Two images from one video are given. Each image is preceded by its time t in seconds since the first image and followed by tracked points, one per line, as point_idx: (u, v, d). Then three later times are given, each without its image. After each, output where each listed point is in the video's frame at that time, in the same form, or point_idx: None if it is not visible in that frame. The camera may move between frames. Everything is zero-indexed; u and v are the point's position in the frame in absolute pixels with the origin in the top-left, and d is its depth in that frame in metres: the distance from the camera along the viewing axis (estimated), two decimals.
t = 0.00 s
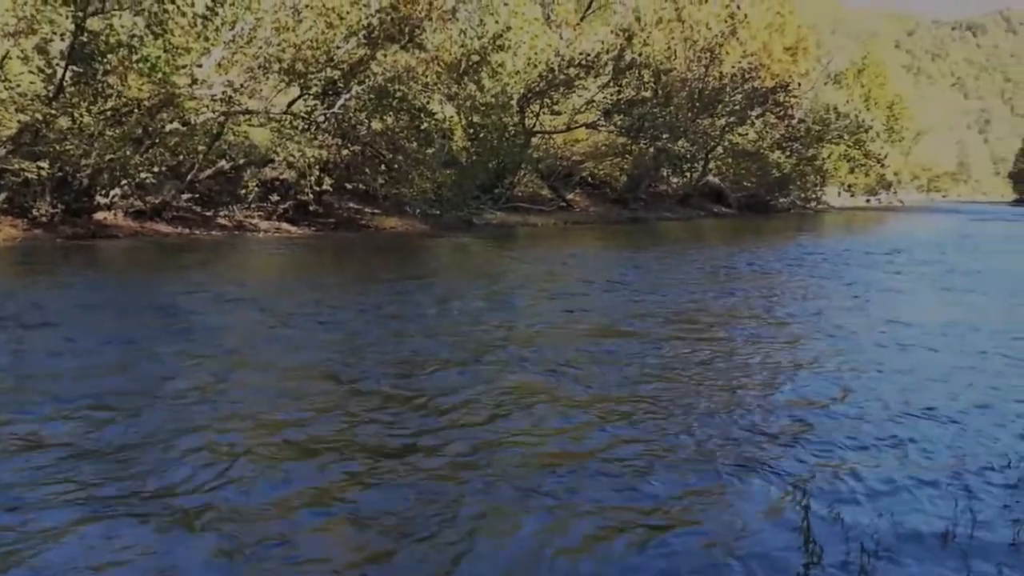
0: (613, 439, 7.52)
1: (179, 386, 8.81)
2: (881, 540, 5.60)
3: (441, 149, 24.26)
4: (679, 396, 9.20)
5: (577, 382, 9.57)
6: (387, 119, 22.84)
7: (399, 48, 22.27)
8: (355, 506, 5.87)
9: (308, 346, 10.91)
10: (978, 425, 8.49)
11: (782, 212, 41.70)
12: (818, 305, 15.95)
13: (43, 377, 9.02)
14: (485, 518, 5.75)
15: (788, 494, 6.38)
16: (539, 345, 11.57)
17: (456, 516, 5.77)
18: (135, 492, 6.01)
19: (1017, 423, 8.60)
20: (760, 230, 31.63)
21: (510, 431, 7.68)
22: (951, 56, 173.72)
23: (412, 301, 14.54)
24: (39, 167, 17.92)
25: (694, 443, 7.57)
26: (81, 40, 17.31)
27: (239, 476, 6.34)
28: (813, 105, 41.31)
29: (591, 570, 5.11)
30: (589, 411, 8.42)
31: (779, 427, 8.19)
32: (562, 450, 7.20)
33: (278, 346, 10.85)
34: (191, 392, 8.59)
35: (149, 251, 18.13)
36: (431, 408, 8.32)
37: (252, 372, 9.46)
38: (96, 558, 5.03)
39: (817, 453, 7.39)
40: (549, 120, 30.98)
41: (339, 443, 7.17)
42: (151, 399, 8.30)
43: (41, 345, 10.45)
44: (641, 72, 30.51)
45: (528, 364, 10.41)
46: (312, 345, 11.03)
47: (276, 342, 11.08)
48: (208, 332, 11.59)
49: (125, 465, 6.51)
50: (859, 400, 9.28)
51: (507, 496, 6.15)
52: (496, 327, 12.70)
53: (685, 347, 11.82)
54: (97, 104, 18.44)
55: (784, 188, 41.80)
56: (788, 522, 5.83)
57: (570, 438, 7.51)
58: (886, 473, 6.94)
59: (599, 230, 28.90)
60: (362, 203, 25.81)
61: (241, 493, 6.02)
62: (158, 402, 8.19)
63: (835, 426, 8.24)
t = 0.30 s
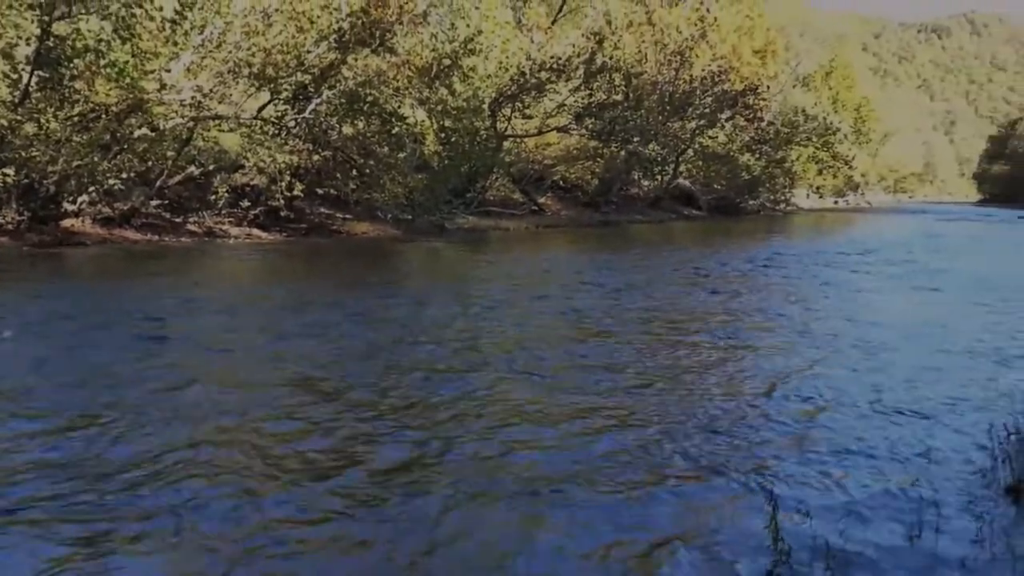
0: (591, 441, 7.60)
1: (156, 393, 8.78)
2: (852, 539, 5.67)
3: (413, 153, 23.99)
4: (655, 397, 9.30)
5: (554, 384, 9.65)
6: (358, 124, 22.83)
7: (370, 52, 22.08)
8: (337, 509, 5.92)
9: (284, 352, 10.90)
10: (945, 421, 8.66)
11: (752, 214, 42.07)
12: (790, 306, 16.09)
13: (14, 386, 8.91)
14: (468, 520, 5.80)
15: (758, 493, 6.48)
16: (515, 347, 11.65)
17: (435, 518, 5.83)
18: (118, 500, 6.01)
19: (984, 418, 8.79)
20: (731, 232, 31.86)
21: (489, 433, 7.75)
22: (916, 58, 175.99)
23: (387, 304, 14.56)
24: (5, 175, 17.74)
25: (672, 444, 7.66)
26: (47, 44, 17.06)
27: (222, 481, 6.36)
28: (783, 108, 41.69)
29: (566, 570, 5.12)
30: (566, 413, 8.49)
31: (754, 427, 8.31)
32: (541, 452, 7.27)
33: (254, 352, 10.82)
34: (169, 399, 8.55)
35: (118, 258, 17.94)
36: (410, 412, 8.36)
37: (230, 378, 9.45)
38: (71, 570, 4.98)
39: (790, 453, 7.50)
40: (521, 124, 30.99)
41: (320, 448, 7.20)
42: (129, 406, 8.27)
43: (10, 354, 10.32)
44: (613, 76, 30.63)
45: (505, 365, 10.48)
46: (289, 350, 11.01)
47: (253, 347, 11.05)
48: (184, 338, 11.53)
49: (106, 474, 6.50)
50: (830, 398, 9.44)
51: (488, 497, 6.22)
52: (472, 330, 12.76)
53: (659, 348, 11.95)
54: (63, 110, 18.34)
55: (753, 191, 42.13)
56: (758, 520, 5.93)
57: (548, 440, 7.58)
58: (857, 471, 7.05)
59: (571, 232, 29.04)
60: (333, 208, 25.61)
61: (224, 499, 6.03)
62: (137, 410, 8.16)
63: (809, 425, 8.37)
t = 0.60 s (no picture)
0: (573, 447, 7.57)
1: (134, 403, 8.66)
2: (826, 538, 5.71)
3: (388, 159, 24.03)
4: (636, 400, 9.29)
5: (535, 389, 9.62)
6: (333, 130, 22.79)
7: (345, 58, 22.08)
8: (321, 518, 5.89)
9: (264, 359, 10.80)
10: (922, 420, 8.69)
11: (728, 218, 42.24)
12: (767, 307, 16.20)
13: None
14: (449, 530, 5.75)
15: (739, 496, 6.47)
16: (495, 352, 11.63)
17: (418, 526, 5.80)
18: (96, 512, 5.90)
19: (961, 417, 8.83)
20: (707, 235, 31.99)
21: (470, 440, 7.70)
22: (888, 63, 177.88)
23: (367, 311, 14.49)
24: None
25: (653, 449, 7.64)
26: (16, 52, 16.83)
27: (201, 494, 6.27)
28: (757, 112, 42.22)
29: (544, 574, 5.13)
30: (548, 419, 8.45)
31: (735, 429, 8.31)
32: (523, 459, 7.23)
33: (233, 360, 10.71)
34: (147, 409, 8.44)
35: (93, 266, 17.84)
36: (391, 420, 8.30)
37: (209, 387, 9.34)
38: None
39: (769, 455, 7.51)
40: (497, 127, 31.01)
41: (300, 458, 7.12)
42: (107, 416, 8.15)
43: None
44: (587, 81, 30.88)
45: (486, 371, 10.44)
46: (268, 357, 10.95)
47: (231, 356, 10.95)
48: (161, 347, 11.40)
49: (82, 487, 6.38)
50: (810, 399, 9.46)
51: (470, 506, 6.17)
52: (452, 336, 12.71)
53: (640, 351, 11.95)
54: (34, 116, 18.16)
55: (730, 195, 42.31)
56: (739, 523, 5.92)
57: (530, 447, 7.54)
58: (835, 472, 7.06)
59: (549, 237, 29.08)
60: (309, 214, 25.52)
61: (204, 511, 5.94)
62: (114, 419, 8.04)
63: (788, 427, 8.38)
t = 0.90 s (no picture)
0: (551, 452, 7.63)
1: (113, 411, 8.64)
2: (805, 542, 5.74)
3: (368, 166, 24.21)
4: (614, 404, 9.35)
5: (514, 394, 9.66)
6: (312, 136, 22.55)
7: (324, 64, 21.86)
8: (305, 526, 5.89)
9: (243, 367, 10.79)
10: (900, 421, 8.80)
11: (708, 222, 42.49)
12: (746, 311, 16.31)
13: None
14: (426, 537, 5.78)
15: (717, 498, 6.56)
16: (477, 357, 11.67)
17: (401, 533, 5.83)
18: (74, 523, 5.90)
19: (937, 419, 8.94)
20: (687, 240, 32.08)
21: (450, 446, 7.74)
22: (865, 67, 179.47)
23: (346, 318, 14.51)
24: None
25: (631, 453, 7.70)
26: None
27: (180, 501, 6.28)
28: (736, 117, 42.46)
29: None
30: (526, 423, 8.51)
31: (711, 432, 8.39)
32: (503, 463, 7.28)
33: (212, 367, 10.71)
34: (126, 417, 8.43)
35: (71, 275, 17.75)
36: (369, 427, 8.33)
37: (188, 394, 9.35)
38: None
39: (746, 458, 7.60)
40: (476, 134, 30.94)
41: (280, 465, 7.14)
42: (85, 424, 8.13)
43: None
44: (566, 88, 30.93)
45: (464, 377, 10.48)
46: (250, 364, 10.94)
47: (211, 363, 10.94)
48: (140, 355, 11.36)
49: (60, 495, 6.37)
50: (787, 402, 9.56)
51: (450, 511, 6.22)
52: (432, 342, 12.73)
53: (619, 355, 12.03)
54: (11, 125, 17.84)
55: (709, 200, 42.54)
56: (717, 525, 6.01)
57: (508, 452, 7.60)
58: (814, 473, 7.17)
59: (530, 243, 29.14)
60: (289, 221, 25.43)
61: (183, 519, 5.96)
62: (93, 428, 8.03)
63: (766, 428, 8.51)
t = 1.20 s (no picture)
0: (534, 458, 7.60)
1: (92, 421, 8.55)
2: (783, 547, 5.74)
3: (348, 173, 24.07)
4: (598, 410, 9.34)
5: (497, 400, 9.64)
6: (292, 143, 22.52)
7: (303, 72, 21.90)
8: (285, 535, 5.85)
9: (224, 375, 10.71)
10: (881, 425, 8.85)
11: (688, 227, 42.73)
12: (728, 316, 16.37)
13: None
14: (405, 544, 5.75)
15: (696, 503, 6.56)
16: (459, 364, 11.64)
17: (381, 542, 5.79)
18: (51, 534, 5.83)
19: (916, 422, 9.00)
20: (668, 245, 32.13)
21: (432, 452, 7.71)
22: (843, 72, 180.93)
23: (327, 325, 14.44)
24: None
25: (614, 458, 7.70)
26: None
27: (158, 511, 6.22)
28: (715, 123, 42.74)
29: None
30: (510, 429, 8.48)
31: (694, 437, 8.39)
32: (484, 470, 7.25)
33: (192, 377, 10.63)
34: (105, 427, 8.35)
35: (49, 284, 17.61)
36: (351, 434, 8.28)
37: (169, 404, 9.27)
38: None
39: (728, 462, 7.60)
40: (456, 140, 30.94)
41: (261, 474, 7.08)
42: (65, 435, 8.06)
43: None
44: (546, 93, 30.82)
45: (447, 383, 10.44)
46: (231, 373, 10.88)
47: (191, 372, 10.86)
48: (119, 364, 11.25)
49: (38, 506, 6.31)
50: (770, 407, 9.58)
51: (429, 518, 6.19)
52: (414, 349, 12.69)
53: (601, 361, 12.04)
54: None
55: (690, 205, 42.76)
56: (698, 530, 6.01)
57: (490, 458, 7.57)
58: (792, 478, 7.17)
59: (511, 249, 29.15)
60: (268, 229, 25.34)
61: (162, 530, 5.90)
62: (70, 439, 7.93)
63: (749, 433, 8.52)
